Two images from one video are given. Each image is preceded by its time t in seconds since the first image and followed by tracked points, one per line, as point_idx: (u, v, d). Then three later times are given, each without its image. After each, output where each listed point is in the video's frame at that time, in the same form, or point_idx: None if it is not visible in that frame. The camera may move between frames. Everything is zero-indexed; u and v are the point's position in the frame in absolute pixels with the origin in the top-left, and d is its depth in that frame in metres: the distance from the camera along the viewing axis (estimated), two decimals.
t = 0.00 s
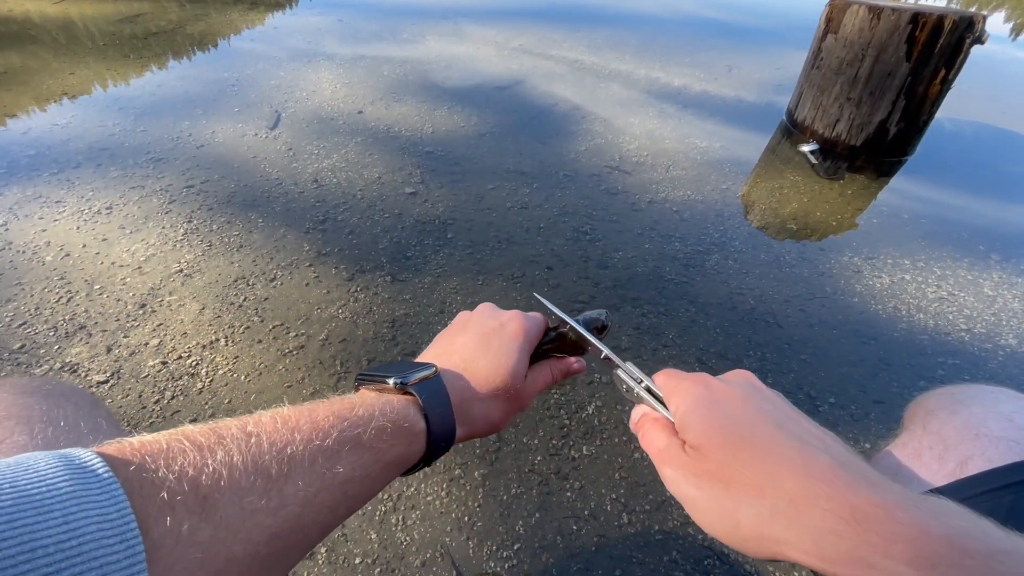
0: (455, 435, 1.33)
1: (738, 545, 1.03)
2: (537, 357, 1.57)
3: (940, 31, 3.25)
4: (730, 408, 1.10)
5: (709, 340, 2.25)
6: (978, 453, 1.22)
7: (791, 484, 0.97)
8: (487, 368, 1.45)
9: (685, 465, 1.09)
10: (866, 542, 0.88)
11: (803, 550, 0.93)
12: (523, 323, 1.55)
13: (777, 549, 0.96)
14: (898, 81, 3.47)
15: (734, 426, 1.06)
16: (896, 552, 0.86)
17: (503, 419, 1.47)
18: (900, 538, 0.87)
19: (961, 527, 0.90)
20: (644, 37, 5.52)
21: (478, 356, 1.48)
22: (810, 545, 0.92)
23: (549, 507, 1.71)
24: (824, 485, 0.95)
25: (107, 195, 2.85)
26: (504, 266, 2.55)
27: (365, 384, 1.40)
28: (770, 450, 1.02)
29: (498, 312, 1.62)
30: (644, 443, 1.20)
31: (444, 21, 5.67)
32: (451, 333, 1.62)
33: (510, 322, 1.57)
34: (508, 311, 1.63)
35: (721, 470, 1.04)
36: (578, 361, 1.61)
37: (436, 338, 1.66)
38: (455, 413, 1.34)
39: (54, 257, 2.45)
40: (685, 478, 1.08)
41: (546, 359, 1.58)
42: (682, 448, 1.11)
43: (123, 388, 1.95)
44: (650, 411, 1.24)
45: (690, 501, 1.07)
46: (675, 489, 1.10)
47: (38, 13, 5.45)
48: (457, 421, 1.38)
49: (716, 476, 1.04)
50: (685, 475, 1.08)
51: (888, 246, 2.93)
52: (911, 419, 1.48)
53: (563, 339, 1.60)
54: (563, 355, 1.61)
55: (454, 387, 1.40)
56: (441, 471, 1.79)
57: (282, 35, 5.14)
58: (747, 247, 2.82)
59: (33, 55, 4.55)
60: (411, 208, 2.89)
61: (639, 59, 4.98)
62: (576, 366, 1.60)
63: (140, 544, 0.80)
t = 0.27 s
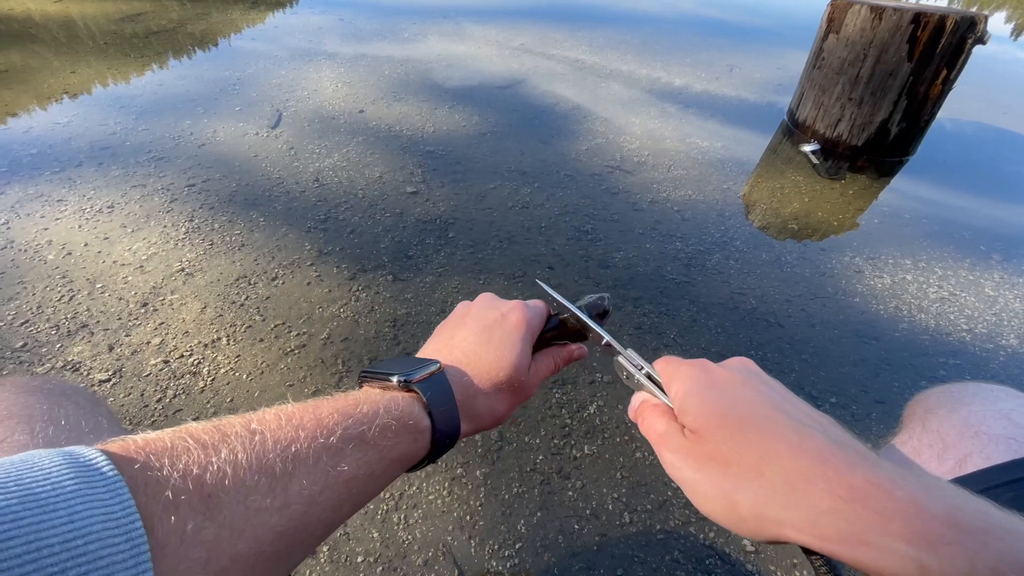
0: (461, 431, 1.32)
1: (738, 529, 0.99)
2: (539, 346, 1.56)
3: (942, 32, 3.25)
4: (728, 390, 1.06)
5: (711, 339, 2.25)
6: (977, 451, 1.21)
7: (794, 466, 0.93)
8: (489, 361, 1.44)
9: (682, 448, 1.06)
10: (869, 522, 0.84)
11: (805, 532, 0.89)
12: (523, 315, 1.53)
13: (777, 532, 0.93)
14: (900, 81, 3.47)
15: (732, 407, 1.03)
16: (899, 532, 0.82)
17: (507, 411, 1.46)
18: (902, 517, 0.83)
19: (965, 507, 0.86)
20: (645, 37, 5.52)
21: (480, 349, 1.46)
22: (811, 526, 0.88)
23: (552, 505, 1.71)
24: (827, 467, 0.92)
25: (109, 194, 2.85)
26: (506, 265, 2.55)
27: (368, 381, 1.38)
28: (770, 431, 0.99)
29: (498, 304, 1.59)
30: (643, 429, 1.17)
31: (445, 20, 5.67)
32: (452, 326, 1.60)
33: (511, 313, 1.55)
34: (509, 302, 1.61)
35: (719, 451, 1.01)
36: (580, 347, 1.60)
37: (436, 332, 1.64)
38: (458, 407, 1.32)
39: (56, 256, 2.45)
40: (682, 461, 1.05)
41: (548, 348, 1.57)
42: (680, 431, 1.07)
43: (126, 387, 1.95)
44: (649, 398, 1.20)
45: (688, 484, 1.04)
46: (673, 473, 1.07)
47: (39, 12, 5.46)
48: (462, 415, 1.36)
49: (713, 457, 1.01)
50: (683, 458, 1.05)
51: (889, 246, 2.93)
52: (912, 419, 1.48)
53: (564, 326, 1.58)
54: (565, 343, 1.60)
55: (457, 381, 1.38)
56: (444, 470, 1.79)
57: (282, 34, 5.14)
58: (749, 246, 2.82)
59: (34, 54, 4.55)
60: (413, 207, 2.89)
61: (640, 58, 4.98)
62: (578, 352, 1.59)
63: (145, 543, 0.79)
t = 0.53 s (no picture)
0: (468, 439, 1.32)
1: (731, 512, 1.01)
2: (546, 348, 1.54)
3: (944, 32, 3.25)
4: (721, 379, 1.10)
5: (712, 339, 2.25)
6: (976, 450, 1.20)
7: (780, 447, 0.96)
8: (497, 368, 1.42)
9: (677, 433, 1.09)
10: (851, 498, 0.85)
11: (791, 510, 0.91)
12: (529, 318, 1.51)
13: (765, 511, 0.94)
14: (902, 81, 3.47)
15: (724, 394, 1.07)
16: (880, 508, 0.83)
17: (516, 416, 1.46)
18: (884, 495, 0.84)
19: (954, 489, 0.86)
20: (646, 36, 5.52)
21: (486, 356, 1.45)
22: (796, 504, 0.90)
23: (553, 505, 1.71)
24: (814, 449, 0.94)
25: (110, 192, 2.85)
26: (507, 265, 2.55)
27: (374, 388, 1.37)
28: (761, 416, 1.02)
29: (504, 307, 1.57)
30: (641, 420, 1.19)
31: (446, 19, 5.67)
32: (457, 331, 1.59)
33: (517, 316, 1.52)
34: (514, 304, 1.58)
35: (710, 435, 1.03)
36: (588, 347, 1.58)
37: (442, 337, 1.63)
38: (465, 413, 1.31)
39: (58, 254, 2.46)
40: (676, 445, 1.08)
41: (555, 349, 1.55)
42: (675, 418, 1.10)
43: (127, 385, 1.95)
44: (646, 388, 1.22)
45: (682, 469, 1.07)
46: (669, 459, 1.10)
47: (40, 10, 5.46)
48: (470, 423, 1.37)
49: (705, 441, 1.04)
50: (677, 443, 1.08)
51: (890, 246, 2.93)
52: (914, 419, 1.48)
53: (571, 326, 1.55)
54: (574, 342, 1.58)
55: (465, 389, 1.38)
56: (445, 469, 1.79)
57: (283, 33, 5.14)
58: (750, 246, 2.82)
59: (35, 52, 4.55)
60: (414, 207, 2.89)
61: (641, 58, 4.98)
62: (586, 352, 1.57)
63: (148, 554, 0.79)
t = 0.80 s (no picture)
0: (468, 437, 1.31)
1: (724, 495, 1.00)
2: (544, 342, 1.53)
3: (946, 32, 3.25)
4: (717, 365, 1.09)
5: (713, 339, 2.25)
6: (975, 450, 1.20)
7: (775, 428, 0.95)
8: (495, 364, 1.42)
9: (671, 417, 1.08)
10: (844, 476, 0.84)
11: (785, 490, 0.90)
12: (526, 313, 1.50)
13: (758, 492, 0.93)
14: (903, 81, 3.46)
15: (719, 379, 1.06)
16: (872, 484, 0.82)
17: (515, 412, 1.45)
18: (876, 471, 0.83)
19: (944, 468, 0.86)
20: (647, 36, 5.52)
21: (484, 352, 1.45)
22: (790, 483, 0.89)
23: (554, 505, 1.71)
24: (808, 431, 0.93)
25: (112, 192, 2.85)
26: (508, 264, 2.55)
27: (372, 388, 1.36)
28: (755, 400, 1.01)
29: (500, 303, 1.56)
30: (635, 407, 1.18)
31: (447, 18, 5.67)
32: (454, 329, 1.58)
33: (513, 312, 1.52)
34: (510, 300, 1.57)
35: (705, 418, 1.02)
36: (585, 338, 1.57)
37: (439, 335, 1.62)
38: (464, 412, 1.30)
39: (59, 253, 2.46)
40: (670, 429, 1.06)
41: (553, 343, 1.55)
42: (669, 403, 1.09)
43: (128, 384, 1.95)
44: (641, 377, 1.23)
45: (676, 452, 1.05)
46: (662, 444, 1.09)
47: (41, 9, 5.46)
48: (469, 421, 1.35)
49: (699, 424, 1.02)
50: (671, 427, 1.07)
51: (891, 247, 2.93)
52: (916, 419, 1.48)
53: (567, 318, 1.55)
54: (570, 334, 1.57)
55: (463, 386, 1.37)
56: (446, 469, 1.79)
57: (284, 33, 5.14)
58: (751, 246, 2.82)
59: (36, 51, 4.55)
60: (415, 206, 2.89)
61: (642, 58, 4.98)
62: (583, 344, 1.57)
63: (152, 556, 0.80)
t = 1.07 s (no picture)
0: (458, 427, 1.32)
1: (732, 491, 1.02)
2: (534, 331, 1.52)
3: (947, 32, 3.25)
4: (720, 361, 1.10)
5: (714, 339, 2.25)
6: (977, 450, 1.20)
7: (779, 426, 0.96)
8: (483, 355, 1.41)
9: (677, 414, 1.10)
10: (848, 472, 0.86)
11: (791, 486, 0.91)
12: (516, 303, 1.47)
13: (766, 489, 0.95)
14: (904, 81, 3.46)
15: (722, 375, 1.07)
16: (878, 481, 0.83)
17: (505, 401, 1.45)
18: (882, 468, 0.84)
19: (950, 458, 0.86)
20: (648, 36, 5.51)
21: (473, 342, 1.44)
22: (796, 480, 0.91)
23: (554, 505, 1.71)
24: (812, 427, 0.94)
25: (113, 191, 2.85)
26: (509, 264, 2.55)
27: (362, 380, 1.36)
28: (758, 395, 1.02)
29: (489, 293, 1.54)
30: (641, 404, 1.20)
31: (448, 18, 5.67)
32: (444, 318, 1.57)
33: (502, 301, 1.49)
34: (500, 289, 1.54)
35: (710, 415, 1.04)
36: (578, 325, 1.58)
37: (430, 325, 1.61)
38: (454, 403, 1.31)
39: (60, 252, 2.46)
40: (677, 427, 1.08)
41: (544, 331, 1.54)
42: (675, 401, 1.11)
43: (129, 384, 1.95)
44: (643, 375, 1.24)
45: (684, 450, 1.07)
46: (669, 441, 1.11)
47: (42, 9, 5.46)
48: (459, 411, 1.35)
49: (705, 421, 1.04)
50: (678, 424, 1.09)
51: (892, 247, 2.92)
52: (915, 419, 1.48)
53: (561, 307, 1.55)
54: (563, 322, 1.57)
55: (453, 378, 1.37)
56: (447, 468, 1.79)
57: (285, 32, 5.14)
58: (752, 247, 2.82)
59: (37, 50, 4.55)
60: (416, 206, 2.89)
61: (643, 58, 4.98)
62: (575, 330, 1.57)
63: (138, 543, 0.78)
